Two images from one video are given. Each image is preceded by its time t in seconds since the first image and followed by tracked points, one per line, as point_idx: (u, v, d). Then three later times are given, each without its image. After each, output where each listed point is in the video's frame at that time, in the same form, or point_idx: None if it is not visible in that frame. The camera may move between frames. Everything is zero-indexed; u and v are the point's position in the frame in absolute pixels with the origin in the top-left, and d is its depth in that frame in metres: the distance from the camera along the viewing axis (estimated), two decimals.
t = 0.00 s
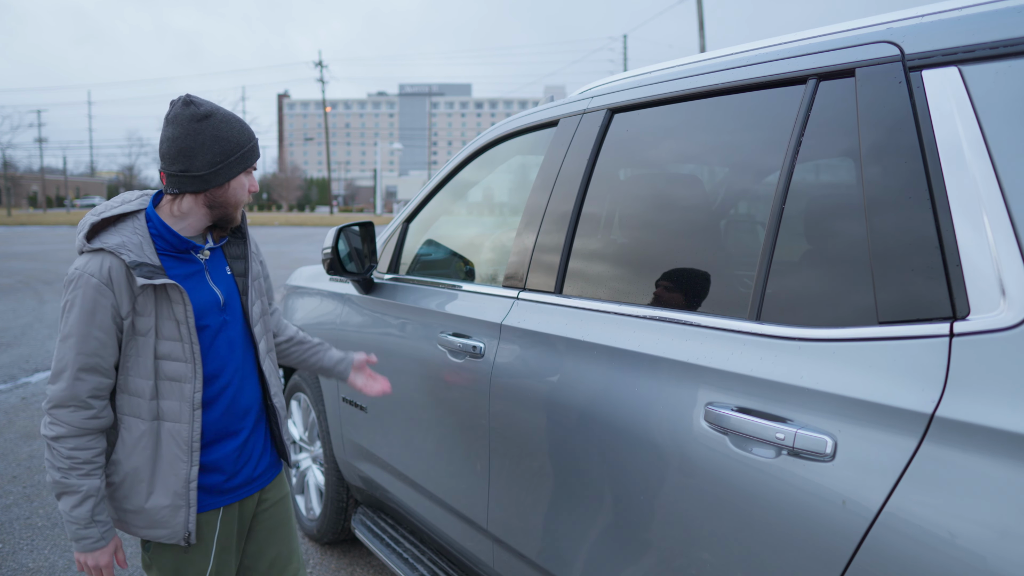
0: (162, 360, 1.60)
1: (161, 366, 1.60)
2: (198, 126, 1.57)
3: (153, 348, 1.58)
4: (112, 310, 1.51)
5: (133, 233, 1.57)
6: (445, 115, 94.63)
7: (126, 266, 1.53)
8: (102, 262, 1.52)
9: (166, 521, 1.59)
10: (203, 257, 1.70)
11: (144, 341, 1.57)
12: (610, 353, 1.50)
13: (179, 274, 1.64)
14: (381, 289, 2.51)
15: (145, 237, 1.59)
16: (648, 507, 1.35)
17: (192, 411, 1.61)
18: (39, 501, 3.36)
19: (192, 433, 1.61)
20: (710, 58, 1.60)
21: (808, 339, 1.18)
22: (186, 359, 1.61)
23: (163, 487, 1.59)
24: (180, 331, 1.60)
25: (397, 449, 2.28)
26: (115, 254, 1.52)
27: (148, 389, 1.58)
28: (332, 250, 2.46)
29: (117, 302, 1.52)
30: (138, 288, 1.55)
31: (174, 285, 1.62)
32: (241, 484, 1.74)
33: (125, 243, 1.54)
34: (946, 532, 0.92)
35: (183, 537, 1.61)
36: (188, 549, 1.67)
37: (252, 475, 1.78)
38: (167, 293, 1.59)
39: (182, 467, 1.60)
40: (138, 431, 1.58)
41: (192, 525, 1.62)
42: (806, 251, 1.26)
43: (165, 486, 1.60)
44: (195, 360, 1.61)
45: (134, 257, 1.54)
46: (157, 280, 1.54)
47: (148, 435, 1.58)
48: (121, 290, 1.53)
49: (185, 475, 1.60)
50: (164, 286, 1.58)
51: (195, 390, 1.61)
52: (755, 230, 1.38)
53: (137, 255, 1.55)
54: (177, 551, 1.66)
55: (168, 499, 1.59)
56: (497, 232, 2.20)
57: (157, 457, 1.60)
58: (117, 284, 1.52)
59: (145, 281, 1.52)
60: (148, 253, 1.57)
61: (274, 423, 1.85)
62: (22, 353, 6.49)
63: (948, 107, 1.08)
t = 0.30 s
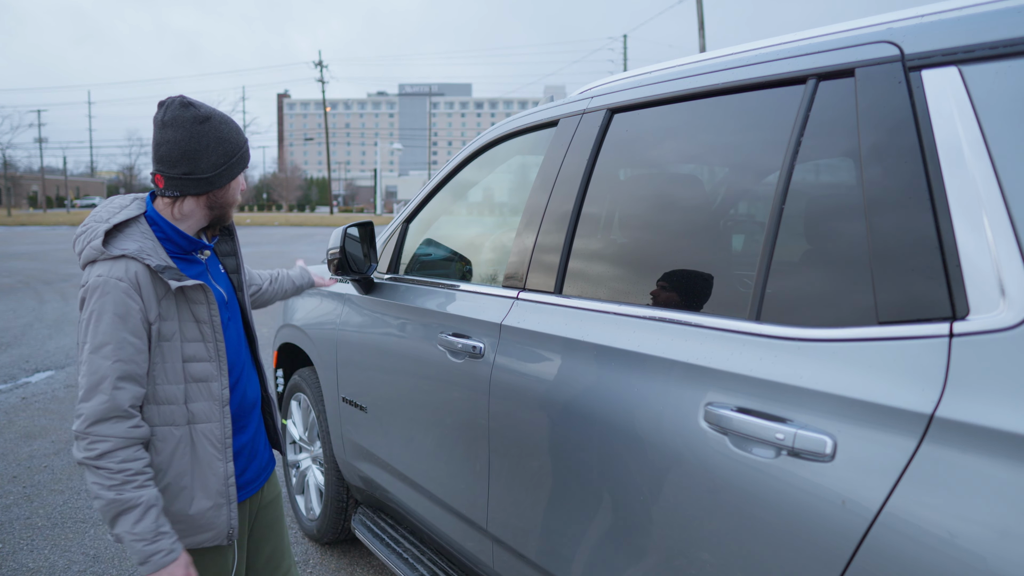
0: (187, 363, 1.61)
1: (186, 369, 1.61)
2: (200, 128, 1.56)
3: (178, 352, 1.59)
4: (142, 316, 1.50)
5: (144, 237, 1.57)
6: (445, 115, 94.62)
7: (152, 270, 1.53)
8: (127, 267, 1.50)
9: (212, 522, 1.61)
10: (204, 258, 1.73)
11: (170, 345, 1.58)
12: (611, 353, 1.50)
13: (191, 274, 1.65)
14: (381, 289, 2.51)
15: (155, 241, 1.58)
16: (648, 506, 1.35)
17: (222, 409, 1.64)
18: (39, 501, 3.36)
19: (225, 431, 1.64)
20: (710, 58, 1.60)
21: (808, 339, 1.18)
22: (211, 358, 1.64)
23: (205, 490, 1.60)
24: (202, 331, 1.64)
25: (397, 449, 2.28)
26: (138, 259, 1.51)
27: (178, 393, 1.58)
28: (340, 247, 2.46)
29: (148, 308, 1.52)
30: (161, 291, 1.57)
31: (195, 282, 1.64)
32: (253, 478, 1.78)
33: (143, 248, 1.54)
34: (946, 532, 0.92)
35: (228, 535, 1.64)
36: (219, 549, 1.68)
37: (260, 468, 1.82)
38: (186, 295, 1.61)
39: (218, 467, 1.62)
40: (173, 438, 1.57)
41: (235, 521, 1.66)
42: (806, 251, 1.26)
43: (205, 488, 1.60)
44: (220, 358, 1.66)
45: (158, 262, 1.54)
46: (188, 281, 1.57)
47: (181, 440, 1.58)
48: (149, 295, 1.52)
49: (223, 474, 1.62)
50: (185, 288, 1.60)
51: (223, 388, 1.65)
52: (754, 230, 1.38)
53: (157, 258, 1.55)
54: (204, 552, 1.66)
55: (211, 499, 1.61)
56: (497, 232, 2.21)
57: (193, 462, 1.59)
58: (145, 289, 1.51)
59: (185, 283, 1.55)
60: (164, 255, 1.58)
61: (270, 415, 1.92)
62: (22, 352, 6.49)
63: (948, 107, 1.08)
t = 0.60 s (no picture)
0: (185, 363, 1.62)
1: (184, 369, 1.61)
2: (188, 127, 1.56)
3: (176, 352, 1.60)
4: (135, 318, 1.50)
5: (133, 240, 1.56)
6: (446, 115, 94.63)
7: (141, 274, 1.52)
8: (115, 270, 1.49)
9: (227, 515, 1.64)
10: (196, 257, 1.72)
11: (167, 347, 1.58)
12: (611, 353, 1.50)
13: (184, 274, 1.64)
14: (381, 289, 2.51)
15: (143, 243, 1.58)
16: (649, 507, 1.35)
17: (225, 404, 1.65)
18: (39, 501, 3.36)
19: (230, 426, 1.65)
20: (710, 58, 1.60)
21: (808, 339, 1.18)
22: (209, 356, 1.64)
23: (217, 484, 1.62)
24: (198, 331, 1.64)
25: (397, 449, 2.28)
26: (127, 261, 1.50)
27: (179, 392, 1.59)
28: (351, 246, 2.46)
29: (140, 311, 1.52)
30: (152, 293, 1.55)
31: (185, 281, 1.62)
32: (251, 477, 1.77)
33: (131, 251, 1.53)
34: (946, 532, 0.92)
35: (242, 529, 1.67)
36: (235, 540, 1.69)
37: (260, 467, 1.81)
38: (179, 295, 1.61)
39: (227, 460, 1.64)
40: (178, 436, 1.58)
41: (248, 515, 1.68)
42: (806, 251, 1.26)
43: (217, 481, 1.62)
44: (218, 355, 1.66)
45: (146, 264, 1.53)
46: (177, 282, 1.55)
47: (187, 437, 1.59)
48: (140, 298, 1.52)
49: (233, 467, 1.65)
50: (176, 288, 1.60)
51: (223, 384, 1.66)
52: (754, 230, 1.38)
53: (145, 261, 1.54)
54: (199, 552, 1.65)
55: (224, 494, 1.63)
56: (497, 232, 2.21)
57: (202, 458, 1.61)
58: (135, 293, 1.51)
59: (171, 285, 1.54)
60: (153, 257, 1.57)
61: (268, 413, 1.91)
62: (22, 352, 6.49)
63: (948, 107, 1.08)
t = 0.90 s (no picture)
0: (157, 362, 1.59)
1: (154, 368, 1.59)
2: (164, 126, 1.57)
3: (147, 350, 1.58)
4: (104, 313, 1.50)
5: (122, 236, 1.57)
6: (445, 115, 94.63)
7: (115, 270, 1.52)
8: (90, 266, 1.51)
9: (173, 521, 1.59)
10: (193, 259, 1.71)
11: (138, 343, 1.57)
12: (610, 353, 1.50)
13: (170, 276, 1.65)
14: (381, 289, 2.51)
15: (133, 239, 1.59)
16: (649, 507, 1.35)
17: (191, 409, 1.61)
18: (39, 501, 3.36)
19: (192, 432, 1.61)
20: (710, 58, 1.60)
21: (808, 339, 1.18)
22: (181, 358, 1.61)
23: (168, 488, 1.59)
24: (173, 331, 1.60)
25: (397, 449, 2.28)
26: (103, 259, 1.51)
27: (144, 390, 1.57)
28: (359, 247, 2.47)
29: (110, 306, 1.52)
30: (128, 291, 1.54)
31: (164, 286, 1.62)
32: (238, 483, 1.74)
33: (113, 247, 1.54)
34: (946, 532, 0.92)
35: (189, 537, 1.61)
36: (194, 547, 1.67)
37: (247, 474, 1.78)
38: (158, 294, 1.58)
39: (184, 466, 1.60)
40: (137, 433, 1.57)
41: (197, 524, 1.61)
42: (806, 251, 1.26)
43: (169, 486, 1.59)
44: (191, 359, 1.62)
45: (123, 261, 1.53)
46: (146, 281, 1.52)
47: (149, 436, 1.58)
48: (113, 293, 1.52)
49: (188, 475, 1.60)
50: (155, 287, 1.57)
51: (192, 389, 1.61)
52: (755, 230, 1.38)
53: (124, 258, 1.54)
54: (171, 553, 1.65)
55: (174, 499, 1.59)
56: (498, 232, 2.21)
57: (159, 460, 1.59)
58: (108, 289, 1.51)
59: (133, 285, 1.50)
60: (137, 255, 1.57)
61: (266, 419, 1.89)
62: (22, 352, 6.49)
63: (948, 107, 1.08)
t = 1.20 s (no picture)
0: (129, 361, 1.59)
1: (127, 366, 1.59)
2: (148, 127, 1.61)
3: (119, 349, 1.58)
4: (77, 309, 1.54)
5: (111, 236, 1.59)
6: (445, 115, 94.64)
7: (92, 267, 1.54)
8: (72, 262, 1.55)
9: (124, 522, 1.58)
10: (184, 262, 1.67)
11: (111, 341, 1.57)
12: (610, 353, 1.50)
13: (155, 278, 1.63)
14: (381, 289, 2.51)
15: (123, 238, 1.60)
16: (648, 507, 1.35)
17: (155, 413, 1.59)
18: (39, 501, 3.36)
19: (153, 436, 1.59)
20: (710, 58, 1.60)
21: (809, 339, 1.18)
22: (151, 361, 1.59)
23: (124, 487, 1.59)
24: (145, 333, 1.58)
25: (397, 450, 2.28)
26: (86, 256, 1.55)
27: (113, 388, 1.58)
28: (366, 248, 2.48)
29: (85, 301, 1.54)
30: (105, 289, 1.55)
31: (144, 291, 1.60)
32: (216, 491, 1.71)
33: (97, 245, 1.56)
34: (946, 532, 0.92)
35: (141, 540, 1.59)
36: (147, 550, 1.66)
37: (227, 484, 1.73)
38: (135, 295, 1.57)
39: (141, 468, 1.59)
40: (103, 428, 1.59)
41: (148, 529, 1.59)
42: (806, 251, 1.26)
43: (123, 485, 1.59)
44: (159, 363, 1.59)
45: (102, 259, 1.55)
46: (119, 280, 1.52)
47: (114, 432, 1.59)
48: (89, 289, 1.54)
49: (143, 478, 1.59)
50: (131, 287, 1.56)
51: (158, 393, 1.60)
52: (755, 230, 1.38)
53: (105, 256, 1.55)
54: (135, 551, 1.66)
55: (128, 500, 1.58)
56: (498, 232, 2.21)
57: (121, 456, 1.60)
58: (85, 285, 1.54)
59: (104, 285, 1.51)
60: (120, 254, 1.58)
61: (258, 431, 1.80)
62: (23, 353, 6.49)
63: (947, 107, 1.08)
